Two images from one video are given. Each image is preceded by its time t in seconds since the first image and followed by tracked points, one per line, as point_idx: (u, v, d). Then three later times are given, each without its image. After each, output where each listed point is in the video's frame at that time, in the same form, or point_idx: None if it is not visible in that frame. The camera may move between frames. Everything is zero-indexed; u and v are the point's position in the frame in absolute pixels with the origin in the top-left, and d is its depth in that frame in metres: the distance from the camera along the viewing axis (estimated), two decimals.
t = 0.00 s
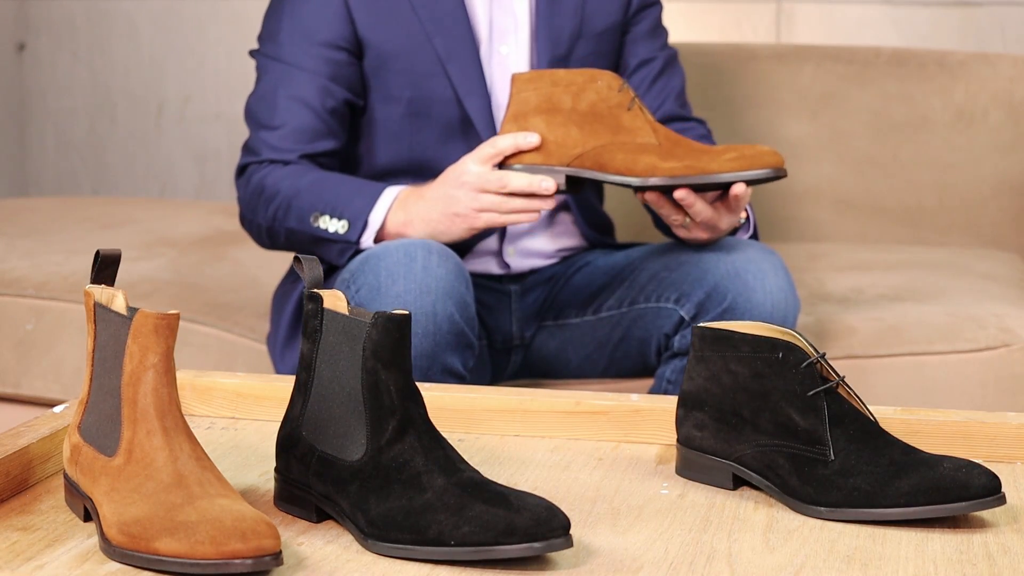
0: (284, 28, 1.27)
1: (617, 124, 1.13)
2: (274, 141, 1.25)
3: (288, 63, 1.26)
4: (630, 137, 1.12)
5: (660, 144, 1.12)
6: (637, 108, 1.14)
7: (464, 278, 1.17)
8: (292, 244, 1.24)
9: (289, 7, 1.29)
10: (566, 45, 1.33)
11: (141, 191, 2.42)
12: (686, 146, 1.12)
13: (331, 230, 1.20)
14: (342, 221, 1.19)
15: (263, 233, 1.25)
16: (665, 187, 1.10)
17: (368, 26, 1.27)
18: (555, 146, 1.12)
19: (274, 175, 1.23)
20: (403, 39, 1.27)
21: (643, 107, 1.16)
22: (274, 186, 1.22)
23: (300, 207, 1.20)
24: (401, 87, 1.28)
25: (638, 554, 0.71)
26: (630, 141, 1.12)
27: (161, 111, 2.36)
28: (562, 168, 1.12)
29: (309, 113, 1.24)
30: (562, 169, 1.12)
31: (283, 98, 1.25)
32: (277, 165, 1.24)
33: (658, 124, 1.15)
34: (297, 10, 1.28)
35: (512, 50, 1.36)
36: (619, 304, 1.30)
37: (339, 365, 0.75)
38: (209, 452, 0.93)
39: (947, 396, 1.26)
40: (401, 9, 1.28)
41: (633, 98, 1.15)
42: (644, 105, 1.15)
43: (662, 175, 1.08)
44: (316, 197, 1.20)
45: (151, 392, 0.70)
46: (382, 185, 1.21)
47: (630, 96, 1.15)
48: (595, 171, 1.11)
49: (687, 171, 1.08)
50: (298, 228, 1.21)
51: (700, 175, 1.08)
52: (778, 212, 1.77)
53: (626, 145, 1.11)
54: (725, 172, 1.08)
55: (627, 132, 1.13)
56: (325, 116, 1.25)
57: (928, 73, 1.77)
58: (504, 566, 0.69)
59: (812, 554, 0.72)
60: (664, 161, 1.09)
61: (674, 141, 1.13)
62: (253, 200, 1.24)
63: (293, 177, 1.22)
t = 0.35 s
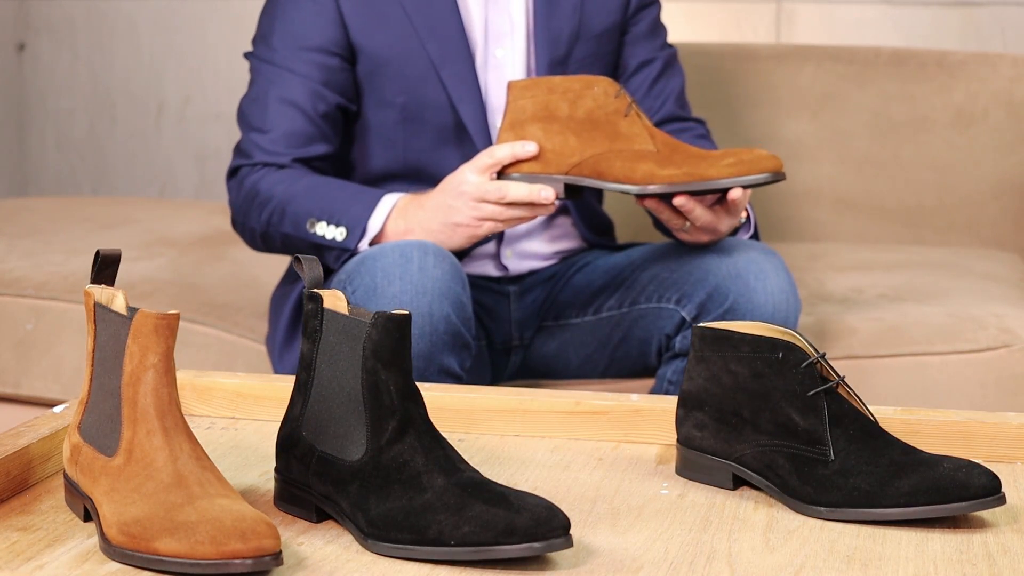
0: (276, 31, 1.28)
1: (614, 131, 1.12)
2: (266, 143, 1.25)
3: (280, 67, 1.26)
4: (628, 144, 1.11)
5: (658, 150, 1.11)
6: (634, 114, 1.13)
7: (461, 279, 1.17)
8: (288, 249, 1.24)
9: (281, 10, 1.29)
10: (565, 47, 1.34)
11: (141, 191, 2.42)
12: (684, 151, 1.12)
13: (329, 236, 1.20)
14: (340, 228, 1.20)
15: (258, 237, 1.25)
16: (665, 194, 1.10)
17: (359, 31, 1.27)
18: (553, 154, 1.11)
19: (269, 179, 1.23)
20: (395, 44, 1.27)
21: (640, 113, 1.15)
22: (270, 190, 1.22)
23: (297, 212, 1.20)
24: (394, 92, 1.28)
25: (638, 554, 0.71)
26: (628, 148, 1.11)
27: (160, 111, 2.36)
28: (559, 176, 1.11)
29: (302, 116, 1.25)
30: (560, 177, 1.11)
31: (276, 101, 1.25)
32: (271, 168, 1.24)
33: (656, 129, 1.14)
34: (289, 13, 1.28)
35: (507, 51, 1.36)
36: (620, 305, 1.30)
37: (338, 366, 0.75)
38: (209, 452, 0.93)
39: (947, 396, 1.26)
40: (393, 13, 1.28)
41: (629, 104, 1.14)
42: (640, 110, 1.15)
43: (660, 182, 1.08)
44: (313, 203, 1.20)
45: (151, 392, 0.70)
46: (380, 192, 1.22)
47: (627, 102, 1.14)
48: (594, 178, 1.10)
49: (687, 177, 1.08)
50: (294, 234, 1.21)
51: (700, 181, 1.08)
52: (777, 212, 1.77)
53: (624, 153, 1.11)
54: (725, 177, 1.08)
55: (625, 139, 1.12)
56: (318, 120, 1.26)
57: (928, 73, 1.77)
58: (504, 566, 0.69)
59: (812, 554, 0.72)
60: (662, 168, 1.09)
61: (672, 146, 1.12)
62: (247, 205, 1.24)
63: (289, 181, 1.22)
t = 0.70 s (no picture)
0: (278, 30, 1.28)
1: (605, 128, 1.11)
2: (266, 140, 1.25)
3: (282, 65, 1.26)
4: (620, 141, 1.10)
5: (649, 146, 1.10)
6: (623, 110, 1.13)
7: (460, 278, 1.17)
8: (289, 247, 1.24)
9: (282, 9, 1.29)
10: (569, 48, 1.33)
11: (141, 191, 2.42)
12: (675, 147, 1.11)
13: (327, 235, 1.20)
14: (338, 226, 1.19)
15: (258, 234, 1.25)
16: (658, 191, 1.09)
17: (355, 30, 1.27)
18: (544, 151, 1.10)
19: (269, 176, 1.23)
20: (391, 43, 1.27)
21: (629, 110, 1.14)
22: (269, 188, 1.22)
23: (295, 211, 1.20)
24: (389, 91, 1.28)
25: (638, 554, 0.71)
26: (620, 144, 1.10)
27: (160, 111, 2.36)
28: (552, 173, 1.10)
29: (301, 114, 1.25)
30: (552, 174, 1.10)
31: (277, 99, 1.25)
32: (269, 165, 1.24)
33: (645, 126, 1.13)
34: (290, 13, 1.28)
35: (507, 51, 1.36)
36: (621, 304, 1.30)
37: (339, 365, 0.75)
38: (209, 452, 0.93)
39: (946, 396, 1.26)
40: (390, 12, 1.27)
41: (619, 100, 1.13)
42: (629, 107, 1.14)
43: (654, 179, 1.07)
44: (311, 199, 1.20)
45: (151, 392, 0.70)
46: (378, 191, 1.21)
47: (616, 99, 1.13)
48: (586, 176, 1.09)
49: (679, 173, 1.07)
50: (293, 231, 1.21)
51: (693, 176, 1.07)
52: (777, 212, 1.77)
53: (616, 149, 1.09)
54: (718, 172, 1.07)
55: (616, 135, 1.11)
56: (318, 118, 1.26)
57: (928, 73, 1.77)
58: (504, 566, 0.69)
59: (812, 554, 0.72)
60: (655, 164, 1.08)
61: (663, 142, 1.11)
62: (248, 201, 1.24)
63: (288, 179, 1.22)
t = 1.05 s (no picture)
0: (281, 30, 1.28)
1: (590, 119, 1.07)
2: (268, 141, 1.25)
3: (285, 66, 1.26)
4: (604, 134, 1.07)
5: (633, 141, 1.07)
6: (610, 101, 1.09)
7: (459, 279, 1.18)
8: (290, 248, 1.24)
9: (285, 9, 1.29)
10: (573, 49, 1.34)
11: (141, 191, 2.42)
12: (659, 145, 1.07)
13: (322, 233, 1.20)
14: (331, 224, 1.19)
15: (260, 235, 1.25)
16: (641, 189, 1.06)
17: (361, 30, 1.27)
18: (527, 138, 1.06)
19: (268, 177, 1.23)
20: (396, 44, 1.27)
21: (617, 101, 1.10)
22: (269, 189, 1.22)
23: (292, 210, 1.20)
24: (394, 91, 1.28)
25: (638, 554, 0.71)
26: (603, 137, 1.06)
27: (160, 111, 2.36)
28: (532, 162, 1.07)
29: (304, 114, 1.24)
30: (532, 163, 1.07)
31: (279, 100, 1.25)
32: (270, 166, 1.24)
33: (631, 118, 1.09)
34: (293, 12, 1.28)
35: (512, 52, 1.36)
36: (621, 304, 1.30)
37: (338, 366, 0.75)
38: (209, 451, 0.93)
39: (946, 396, 1.26)
40: (396, 13, 1.27)
41: (607, 91, 1.09)
42: (618, 99, 1.10)
43: (635, 177, 1.04)
44: (305, 198, 1.20)
45: (151, 392, 0.70)
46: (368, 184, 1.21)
47: (604, 89, 1.09)
48: (567, 167, 1.06)
49: (660, 173, 1.04)
50: (291, 232, 1.21)
51: (674, 177, 1.04)
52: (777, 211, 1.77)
53: (600, 142, 1.06)
54: (698, 177, 1.04)
55: (601, 128, 1.07)
56: (321, 118, 1.25)
57: (928, 73, 1.77)
58: (504, 566, 0.69)
59: (812, 554, 0.72)
60: (638, 162, 1.04)
61: (647, 141, 1.07)
62: (250, 202, 1.25)
63: (285, 180, 1.21)
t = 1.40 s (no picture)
0: (280, 31, 1.28)
1: (589, 118, 1.07)
2: (266, 141, 1.25)
3: (284, 66, 1.26)
4: (602, 133, 1.07)
5: (631, 141, 1.07)
6: (608, 100, 1.09)
7: (458, 279, 1.18)
8: (289, 246, 1.24)
9: (285, 10, 1.29)
10: (571, 49, 1.34)
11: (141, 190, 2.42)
12: (656, 143, 1.08)
13: (321, 233, 1.20)
14: (329, 224, 1.19)
15: (260, 235, 1.25)
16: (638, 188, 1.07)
17: (360, 30, 1.27)
18: (525, 138, 1.07)
19: (267, 176, 1.23)
20: (395, 43, 1.27)
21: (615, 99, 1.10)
22: (267, 188, 1.22)
23: (290, 209, 1.20)
24: (393, 91, 1.28)
25: (639, 554, 0.71)
26: (602, 137, 1.07)
27: (160, 110, 2.36)
28: (530, 161, 1.07)
29: (302, 114, 1.24)
30: (531, 162, 1.07)
31: (277, 100, 1.25)
32: (268, 166, 1.24)
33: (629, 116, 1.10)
34: (292, 13, 1.28)
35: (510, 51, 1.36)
36: (621, 304, 1.30)
37: (338, 366, 0.75)
38: (209, 451, 0.93)
39: (946, 396, 1.26)
40: (395, 13, 1.28)
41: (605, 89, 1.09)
42: (616, 97, 1.10)
43: (633, 177, 1.05)
44: (304, 198, 1.20)
45: (151, 392, 0.70)
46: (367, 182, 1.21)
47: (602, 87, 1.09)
48: (565, 167, 1.07)
49: (659, 173, 1.05)
50: (290, 231, 1.21)
51: (673, 177, 1.05)
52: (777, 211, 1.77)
53: (598, 142, 1.07)
54: (696, 176, 1.05)
55: (599, 127, 1.08)
56: (321, 118, 1.25)
57: (928, 73, 1.77)
58: (504, 566, 0.69)
59: (812, 554, 0.72)
60: (636, 162, 1.06)
61: (647, 139, 1.08)
62: (249, 203, 1.25)
63: (283, 179, 1.21)
